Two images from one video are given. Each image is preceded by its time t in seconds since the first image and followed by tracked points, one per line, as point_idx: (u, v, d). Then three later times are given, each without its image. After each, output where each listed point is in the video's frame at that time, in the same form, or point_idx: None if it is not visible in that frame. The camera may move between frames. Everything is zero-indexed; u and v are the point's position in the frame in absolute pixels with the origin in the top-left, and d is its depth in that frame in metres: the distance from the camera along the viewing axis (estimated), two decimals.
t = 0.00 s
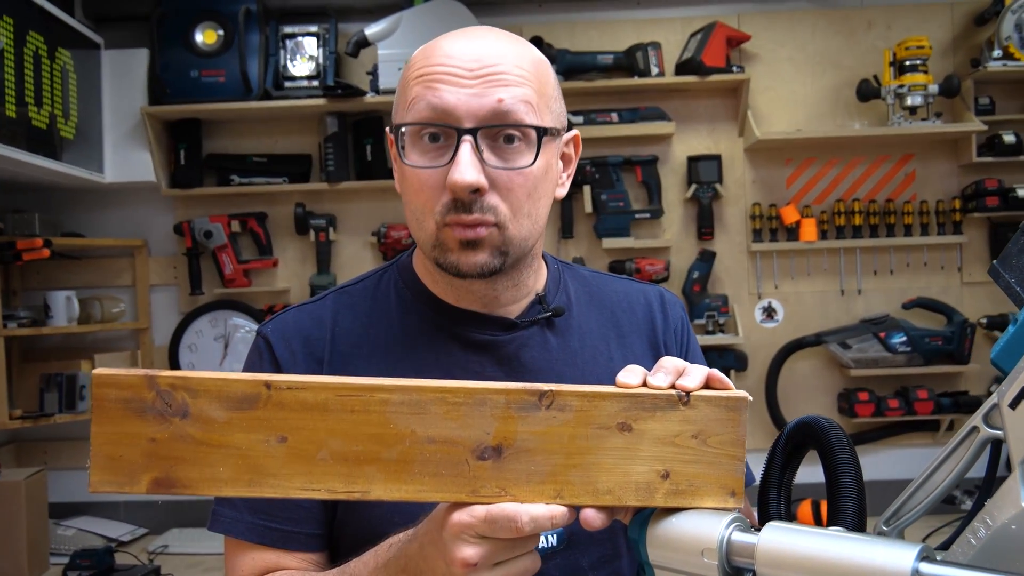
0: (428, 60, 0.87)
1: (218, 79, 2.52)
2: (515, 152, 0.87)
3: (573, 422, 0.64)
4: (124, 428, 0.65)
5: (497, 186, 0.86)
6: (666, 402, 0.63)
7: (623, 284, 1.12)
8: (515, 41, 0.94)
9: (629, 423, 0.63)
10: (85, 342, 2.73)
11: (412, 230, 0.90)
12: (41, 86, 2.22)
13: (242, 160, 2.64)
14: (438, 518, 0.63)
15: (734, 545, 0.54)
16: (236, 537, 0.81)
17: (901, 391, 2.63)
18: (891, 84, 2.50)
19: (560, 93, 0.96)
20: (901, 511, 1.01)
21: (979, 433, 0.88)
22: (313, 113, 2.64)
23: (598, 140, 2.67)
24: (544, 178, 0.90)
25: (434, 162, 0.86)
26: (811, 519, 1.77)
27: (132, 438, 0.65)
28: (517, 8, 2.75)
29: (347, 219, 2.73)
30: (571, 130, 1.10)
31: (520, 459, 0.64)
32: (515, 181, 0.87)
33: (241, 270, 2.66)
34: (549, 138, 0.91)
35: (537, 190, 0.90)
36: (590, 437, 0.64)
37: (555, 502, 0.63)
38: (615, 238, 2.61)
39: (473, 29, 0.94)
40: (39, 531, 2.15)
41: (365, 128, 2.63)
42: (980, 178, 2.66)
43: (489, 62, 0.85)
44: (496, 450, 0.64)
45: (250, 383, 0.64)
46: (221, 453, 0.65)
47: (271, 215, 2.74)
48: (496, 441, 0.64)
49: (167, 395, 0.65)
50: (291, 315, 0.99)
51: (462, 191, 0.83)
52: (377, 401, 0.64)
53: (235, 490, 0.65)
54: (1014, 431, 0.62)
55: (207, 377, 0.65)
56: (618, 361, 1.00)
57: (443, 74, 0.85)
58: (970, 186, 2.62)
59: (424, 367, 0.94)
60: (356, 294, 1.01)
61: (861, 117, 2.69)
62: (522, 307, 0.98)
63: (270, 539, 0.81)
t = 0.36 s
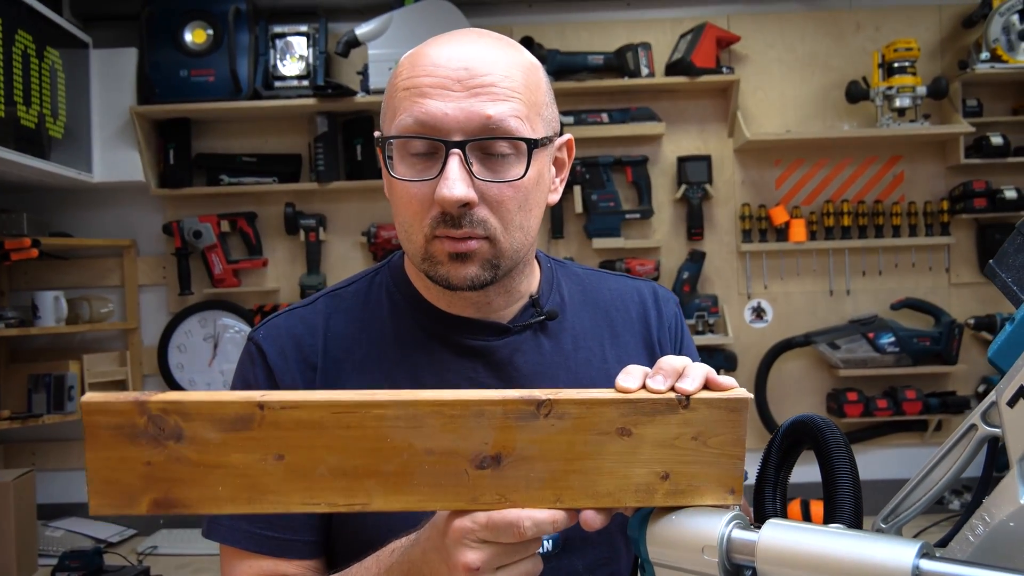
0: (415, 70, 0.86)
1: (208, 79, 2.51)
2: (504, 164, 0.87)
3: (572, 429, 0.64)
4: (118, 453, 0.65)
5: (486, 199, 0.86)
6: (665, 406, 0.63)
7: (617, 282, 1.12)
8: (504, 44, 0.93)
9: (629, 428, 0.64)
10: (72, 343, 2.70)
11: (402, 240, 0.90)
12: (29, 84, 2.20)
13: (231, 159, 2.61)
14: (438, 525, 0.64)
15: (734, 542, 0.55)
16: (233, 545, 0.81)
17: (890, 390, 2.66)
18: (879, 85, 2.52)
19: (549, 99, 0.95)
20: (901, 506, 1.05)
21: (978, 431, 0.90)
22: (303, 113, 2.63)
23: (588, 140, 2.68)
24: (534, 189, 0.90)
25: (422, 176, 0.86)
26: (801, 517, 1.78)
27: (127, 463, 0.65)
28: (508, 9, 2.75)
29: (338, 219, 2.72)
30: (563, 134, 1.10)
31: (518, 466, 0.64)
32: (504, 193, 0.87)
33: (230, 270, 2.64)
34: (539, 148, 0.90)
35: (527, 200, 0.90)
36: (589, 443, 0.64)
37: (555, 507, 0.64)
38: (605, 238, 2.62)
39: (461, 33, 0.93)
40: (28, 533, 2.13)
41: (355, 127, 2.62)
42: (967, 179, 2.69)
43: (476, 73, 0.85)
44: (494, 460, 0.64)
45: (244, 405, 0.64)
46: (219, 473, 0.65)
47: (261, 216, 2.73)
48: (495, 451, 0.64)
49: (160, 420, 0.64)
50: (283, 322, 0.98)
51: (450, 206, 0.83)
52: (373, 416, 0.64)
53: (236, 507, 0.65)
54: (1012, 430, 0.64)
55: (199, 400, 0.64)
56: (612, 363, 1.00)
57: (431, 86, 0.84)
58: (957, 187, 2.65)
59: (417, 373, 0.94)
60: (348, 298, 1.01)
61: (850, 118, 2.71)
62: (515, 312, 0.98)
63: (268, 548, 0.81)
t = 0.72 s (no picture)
0: (403, 70, 0.87)
1: (208, 82, 2.51)
2: (495, 162, 0.87)
3: (569, 422, 0.64)
4: (125, 436, 0.65)
5: (478, 198, 0.86)
6: (662, 402, 0.64)
7: (611, 280, 1.13)
8: (492, 42, 0.93)
9: (625, 423, 0.64)
10: (75, 345, 2.71)
11: (395, 242, 0.91)
12: (31, 88, 2.21)
13: (232, 162, 2.62)
14: (438, 519, 0.64)
15: (730, 541, 0.55)
16: (229, 552, 0.82)
17: (891, 390, 2.66)
18: (879, 85, 2.52)
19: (538, 97, 0.95)
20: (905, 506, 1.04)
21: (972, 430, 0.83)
22: (303, 116, 2.63)
23: (587, 142, 2.69)
24: (526, 187, 0.91)
25: (413, 177, 0.86)
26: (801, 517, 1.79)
27: (134, 446, 0.65)
28: (507, 10, 2.76)
29: (338, 221, 2.72)
30: (554, 132, 1.10)
31: (516, 460, 0.64)
32: (497, 192, 0.87)
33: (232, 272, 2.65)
34: (530, 147, 0.91)
35: (519, 198, 0.90)
36: (586, 437, 0.64)
37: (551, 501, 0.64)
38: (606, 239, 2.62)
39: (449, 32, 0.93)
40: (31, 535, 2.13)
41: (355, 129, 2.62)
42: (967, 179, 2.69)
43: (465, 71, 0.85)
44: (493, 451, 0.64)
45: (249, 390, 0.64)
46: (221, 459, 0.65)
47: (262, 218, 2.73)
48: (493, 443, 0.64)
49: (167, 403, 0.65)
50: (277, 326, 0.99)
51: (443, 206, 0.84)
52: (374, 404, 0.64)
53: (237, 493, 0.65)
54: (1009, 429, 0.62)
55: (206, 384, 0.65)
56: (607, 361, 1.01)
57: (420, 87, 0.84)
58: (957, 186, 2.65)
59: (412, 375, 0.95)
60: (341, 301, 1.02)
61: (849, 118, 2.71)
62: (509, 312, 0.99)
63: (262, 553, 0.82)
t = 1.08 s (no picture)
0: (400, 63, 0.88)
1: (221, 81, 2.54)
2: (490, 153, 0.88)
3: (558, 425, 0.65)
4: (118, 440, 0.67)
5: (474, 187, 0.87)
6: (651, 404, 0.64)
7: (607, 280, 1.13)
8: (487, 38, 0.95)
9: (615, 425, 0.64)
10: (89, 341, 2.74)
11: (391, 234, 0.91)
12: (46, 88, 2.24)
13: (244, 160, 2.65)
14: (431, 520, 0.65)
15: (720, 544, 0.55)
16: (222, 550, 0.83)
17: (902, 392, 2.63)
18: (891, 85, 2.50)
19: (532, 92, 0.97)
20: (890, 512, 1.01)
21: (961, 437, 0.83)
22: (314, 115, 2.65)
23: (598, 141, 2.68)
24: (520, 179, 0.92)
25: (409, 168, 0.87)
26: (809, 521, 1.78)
27: (126, 450, 0.67)
28: (518, 10, 2.76)
29: (348, 219, 2.74)
30: (546, 130, 1.11)
31: (507, 462, 0.65)
32: (491, 182, 0.88)
33: (243, 270, 2.67)
34: (525, 138, 0.92)
35: (515, 190, 0.91)
36: (576, 440, 0.65)
37: (542, 504, 0.65)
38: (616, 239, 2.62)
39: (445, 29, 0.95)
40: (45, 528, 2.16)
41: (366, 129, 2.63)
42: (980, 180, 2.66)
43: (460, 63, 0.87)
44: (483, 454, 0.65)
45: (241, 394, 0.65)
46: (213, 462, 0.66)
47: (273, 216, 2.75)
48: (483, 446, 0.65)
49: (159, 407, 0.66)
50: (273, 325, 1.00)
51: (439, 195, 0.84)
52: (365, 408, 0.65)
53: (229, 497, 0.66)
54: (997, 434, 0.61)
55: (198, 389, 0.66)
56: (600, 361, 1.01)
57: (416, 78, 0.86)
58: (971, 188, 2.62)
59: (406, 374, 0.95)
60: (336, 301, 1.03)
61: (861, 118, 2.69)
62: (503, 311, 0.99)
63: (257, 552, 0.83)
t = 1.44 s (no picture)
0: (412, 58, 0.89)
1: (239, 83, 2.57)
2: (496, 147, 0.89)
3: (557, 425, 0.65)
4: (123, 437, 0.68)
5: (480, 180, 0.87)
6: (650, 403, 0.64)
7: (613, 282, 1.13)
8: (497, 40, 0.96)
9: (614, 425, 0.65)
10: (111, 342, 2.79)
11: (396, 227, 0.91)
12: (67, 92, 2.28)
13: (262, 162, 2.68)
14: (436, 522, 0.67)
15: (718, 543, 0.56)
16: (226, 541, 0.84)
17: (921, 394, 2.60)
18: (911, 84, 2.47)
19: (541, 92, 0.98)
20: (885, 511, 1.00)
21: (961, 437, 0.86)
22: (332, 116, 2.67)
23: (614, 142, 2.68)
24: (526, 176, 0.92)
25: (417, 159, 0.87)
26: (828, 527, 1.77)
27: (131, 447, 0.68)
28: (534, 11, 2.76)
29: (365, 220, 2.76)
30: (552, 134, 1.11)
31: (506, 461, 0.65)
32: (496, 175, 0.88)
33: (262, 270, 2.71)
34: (531, 136, 0.92)
35: (520, 186, 0.91)
36: (574, 439, 0.65)
37: (541, 503, 0.65)
38: (632, 240, 2.62)
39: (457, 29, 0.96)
40: (66, 526, 2.21)
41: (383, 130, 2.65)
42: (1003, 179, 2.62)
43: (470, 59, 0.88)
44: (482, 453, 0.66)
45: (243, 393, 0.67)
46: (216, 460, 0.67)
47: (291, 217, 2.78)
48: (482, 444, 0.65)
49: (163, 405, 0.67)
50: (281, 323, 1.02)
51: (445, 185, 0.84)
52: (365, 406, 0.66)
53: (232, 494, 0.67)
54: (997, 434, 0.62)
55: (201, 387, 0.67)
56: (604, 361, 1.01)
57: (427, 72, 0.87)
58: (993, 187, 2.58)
59: (410, 371, 0.96)
60: (343, 299, 1.04)
61: (881, 117, 2.66)
62: (506, 309, 0.99)
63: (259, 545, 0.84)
